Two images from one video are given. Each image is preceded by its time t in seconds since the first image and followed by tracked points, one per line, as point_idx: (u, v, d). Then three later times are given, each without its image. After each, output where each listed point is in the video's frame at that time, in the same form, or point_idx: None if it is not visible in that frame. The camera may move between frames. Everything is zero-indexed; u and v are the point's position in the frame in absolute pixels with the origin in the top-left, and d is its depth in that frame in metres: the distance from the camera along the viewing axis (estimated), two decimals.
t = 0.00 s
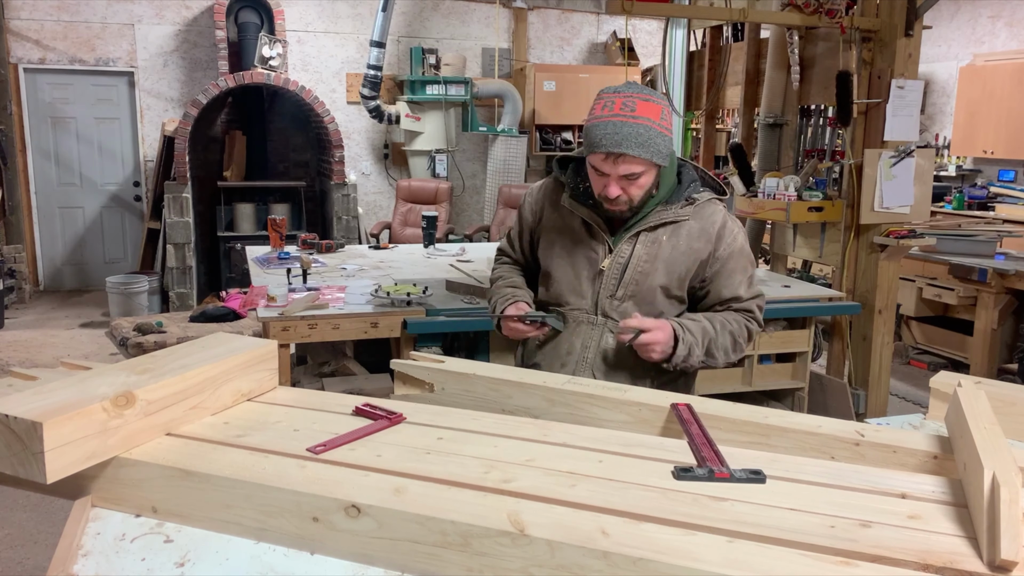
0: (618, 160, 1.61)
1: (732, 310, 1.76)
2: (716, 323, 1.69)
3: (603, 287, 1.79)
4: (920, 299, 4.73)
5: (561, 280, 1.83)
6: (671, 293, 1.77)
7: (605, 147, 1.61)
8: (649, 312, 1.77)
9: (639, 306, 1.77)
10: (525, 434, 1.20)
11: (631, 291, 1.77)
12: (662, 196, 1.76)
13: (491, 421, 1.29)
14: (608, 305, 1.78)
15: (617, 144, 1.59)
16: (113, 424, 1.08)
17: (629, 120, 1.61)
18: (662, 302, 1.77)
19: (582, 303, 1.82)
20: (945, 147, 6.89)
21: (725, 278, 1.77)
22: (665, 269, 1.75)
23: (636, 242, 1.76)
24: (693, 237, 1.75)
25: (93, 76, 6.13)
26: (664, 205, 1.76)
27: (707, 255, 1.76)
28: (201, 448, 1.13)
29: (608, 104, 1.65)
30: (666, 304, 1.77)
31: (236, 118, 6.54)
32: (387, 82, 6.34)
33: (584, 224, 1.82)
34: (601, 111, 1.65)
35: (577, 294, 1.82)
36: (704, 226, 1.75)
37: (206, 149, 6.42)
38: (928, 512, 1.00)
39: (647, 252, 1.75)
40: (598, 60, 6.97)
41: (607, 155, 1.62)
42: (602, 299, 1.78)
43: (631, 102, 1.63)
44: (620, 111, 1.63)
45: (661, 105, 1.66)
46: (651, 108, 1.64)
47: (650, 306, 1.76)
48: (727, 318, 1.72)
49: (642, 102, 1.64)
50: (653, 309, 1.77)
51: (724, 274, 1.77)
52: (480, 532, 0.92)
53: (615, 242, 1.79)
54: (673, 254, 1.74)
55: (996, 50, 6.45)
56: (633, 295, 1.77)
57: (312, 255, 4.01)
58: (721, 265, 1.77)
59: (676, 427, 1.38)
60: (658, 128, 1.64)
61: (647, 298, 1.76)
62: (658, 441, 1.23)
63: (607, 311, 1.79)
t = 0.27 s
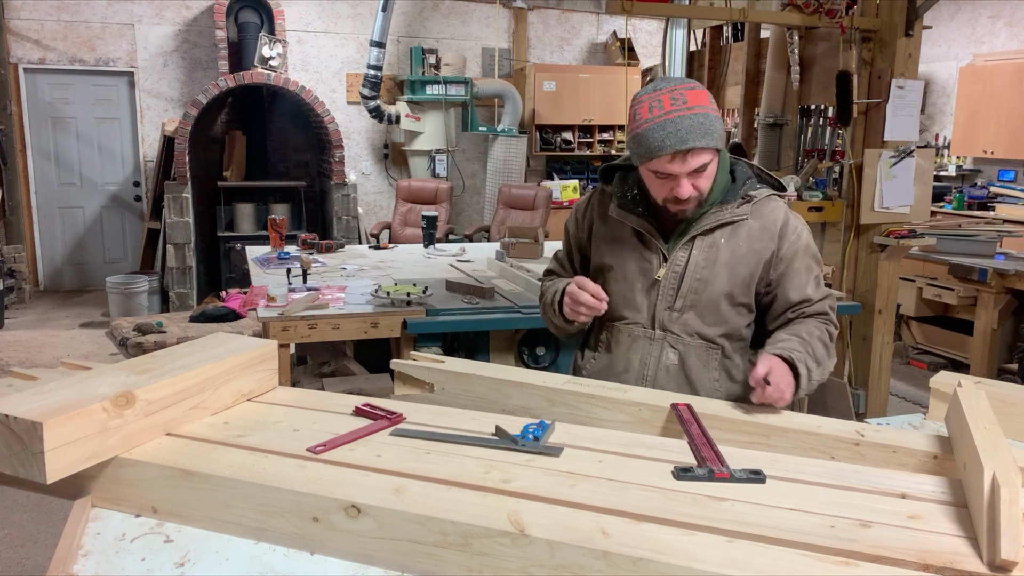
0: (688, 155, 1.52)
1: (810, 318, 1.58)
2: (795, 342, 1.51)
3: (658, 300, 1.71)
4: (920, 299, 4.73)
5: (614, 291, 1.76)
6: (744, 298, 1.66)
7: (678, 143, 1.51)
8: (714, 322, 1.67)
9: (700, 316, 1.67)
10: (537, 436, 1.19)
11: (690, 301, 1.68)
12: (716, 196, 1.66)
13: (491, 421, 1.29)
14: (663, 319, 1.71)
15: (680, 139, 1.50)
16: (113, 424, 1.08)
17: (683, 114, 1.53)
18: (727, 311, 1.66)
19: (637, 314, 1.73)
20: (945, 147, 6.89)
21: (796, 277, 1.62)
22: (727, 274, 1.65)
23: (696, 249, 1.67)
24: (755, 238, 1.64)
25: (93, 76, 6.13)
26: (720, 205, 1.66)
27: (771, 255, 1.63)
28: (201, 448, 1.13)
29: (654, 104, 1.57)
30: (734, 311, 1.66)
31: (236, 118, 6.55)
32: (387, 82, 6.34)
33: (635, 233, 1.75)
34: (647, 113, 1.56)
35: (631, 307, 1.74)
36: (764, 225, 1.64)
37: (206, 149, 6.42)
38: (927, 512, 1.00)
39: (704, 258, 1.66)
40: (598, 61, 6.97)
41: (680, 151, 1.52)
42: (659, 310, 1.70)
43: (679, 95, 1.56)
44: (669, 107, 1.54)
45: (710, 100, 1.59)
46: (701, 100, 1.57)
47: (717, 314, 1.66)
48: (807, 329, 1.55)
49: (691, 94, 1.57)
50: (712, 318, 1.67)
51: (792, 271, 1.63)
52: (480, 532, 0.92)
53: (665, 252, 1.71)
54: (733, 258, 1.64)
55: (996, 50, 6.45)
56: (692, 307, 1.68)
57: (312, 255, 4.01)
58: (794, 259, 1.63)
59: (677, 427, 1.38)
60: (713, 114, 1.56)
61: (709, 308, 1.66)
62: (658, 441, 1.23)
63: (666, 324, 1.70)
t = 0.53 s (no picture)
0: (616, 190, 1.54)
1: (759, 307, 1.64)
2: (739, 327, 1.59)
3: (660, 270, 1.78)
4: (920, 299, 4.73)
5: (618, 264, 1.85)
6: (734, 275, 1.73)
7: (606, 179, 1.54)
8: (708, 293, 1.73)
9: (695, 287, 1.74)
10: (543, 438, 1.19)
11: (686, 274, 1.76)
12: (715, 186, 1.80)
13: (491, 421, 1.29)
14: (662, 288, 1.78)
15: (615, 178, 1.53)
16: (113, 424, 1.08)
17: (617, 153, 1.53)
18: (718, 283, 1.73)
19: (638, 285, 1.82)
20: (944, 147, 6.89)
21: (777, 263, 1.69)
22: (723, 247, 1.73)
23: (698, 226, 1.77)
24: (745, 224, 1.74)
25: (93, 76, 6.13)
26: (716, 194, 1.78)
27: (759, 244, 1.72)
28: (200, 448, 1.13)
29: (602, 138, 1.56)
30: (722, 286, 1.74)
31: (236, 118, 6.55)
32: (387, 82, 6.34)
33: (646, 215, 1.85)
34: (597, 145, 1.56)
35: (633, 279, 1.82)
36: (755, 215, 1.75)
37: (206, 150, 6.42)
38: (927, 512, 1.00)
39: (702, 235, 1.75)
40: (598, 61, 6.97)
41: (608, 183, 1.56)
42: (659, 281, 1.78)
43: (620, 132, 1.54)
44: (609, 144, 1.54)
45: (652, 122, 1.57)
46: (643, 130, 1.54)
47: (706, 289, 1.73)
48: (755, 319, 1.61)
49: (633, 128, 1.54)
50: (704, 290, 1.74)
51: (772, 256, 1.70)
52: (480, 532, 0.92)
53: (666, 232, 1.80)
54: (726, 237, 1.73)
55: (996, 50, 6.45)
56: (691, 276, 1.75)
57: (312, 255, 4.01)
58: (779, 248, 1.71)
59: (676, 427, 1.38)
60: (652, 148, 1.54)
61: (705, 278, 1.74)
62: (658, 441, 1.23)
63: (664, 294, 1.78)
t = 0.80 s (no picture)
0: (588, 244, 1.49)
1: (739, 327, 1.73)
2: (721, 345, 1.68)
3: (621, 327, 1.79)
4: (920, 299, 4.73)
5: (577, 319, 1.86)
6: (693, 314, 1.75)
7: (577, 237, 1.48)
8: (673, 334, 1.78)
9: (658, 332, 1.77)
10: (543, 438, 1.19)
11: (645, 328, 1.77)
12: (655, 226, 1.64)
13: (491, 421, 1.29)
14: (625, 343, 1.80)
15: (588, 236, 1.47)
16: (113, 424, 1.08)
17: (587, 207, 1.44)
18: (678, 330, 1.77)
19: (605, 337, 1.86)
20: (945, 147, 6.89)
21: (741, 293, 1.69)
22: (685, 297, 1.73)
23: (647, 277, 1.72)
24: (694, 262, 1.68)
25: (93, 76, 6.13)
26: (661, 233, 1.66)
27: (712, 276, 1.69)
28: (200, 448, 1.13)
29: (563, 190, 1.46)
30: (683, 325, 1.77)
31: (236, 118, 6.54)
32: (387, 83, 6.34)
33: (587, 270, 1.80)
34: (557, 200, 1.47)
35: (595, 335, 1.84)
36: (705, 248, 1.67)
37: (206, 150, 6.42)
38: (928, 512, 1.00)
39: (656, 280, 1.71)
40: (598, 60, 6.97)
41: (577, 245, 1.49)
42: (618, 339, 1.80)
43: (584, 182, 1.44)
44: (576, 198, 1.45)
45: (619, 165, 1.47)
46: (609, 177, 1.45)
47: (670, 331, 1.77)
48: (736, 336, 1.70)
49: (598, 179, 1.44)
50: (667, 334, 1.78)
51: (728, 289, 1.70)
52: (480, 532, 0.92)
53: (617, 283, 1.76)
54: (679, 284, 1.70)
55: (996, 50, 6.45)
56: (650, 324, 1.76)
57: (312, 255, 4.01)
58: (734, 281, 1.68)
59: (677, 427, 1.38)
60: (623, 197, 1.47)
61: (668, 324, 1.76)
62: (657, 441, 1.23)
63: (626, 347, 1.80)
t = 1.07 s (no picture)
0: (581, 180, 1.55)
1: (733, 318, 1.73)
2: (714, 340, 1.68)
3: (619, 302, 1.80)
4: (920, 299, 4.73)
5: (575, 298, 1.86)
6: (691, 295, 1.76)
7: (567, 167, 1.54)
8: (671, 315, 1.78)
9: (656, 311, 1.77)
10: (543, 438, 1.19)
11: (643, 302, 1.78)
12: (652, 199, 1.72)
13: (491, 421, 1.29)
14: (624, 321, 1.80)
15: (580, 165, 1.53)
16: (113, 424, 1.08)
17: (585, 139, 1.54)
18: (676, 309, 1.77)
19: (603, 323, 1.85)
20: (945, 147, 6.89)
21: (735, 269, 1.72)
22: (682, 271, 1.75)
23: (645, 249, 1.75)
24: (691, 235, 1.73)
25: (93, 76, 6.13)
26: (659, 206, 1.73)
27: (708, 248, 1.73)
28: (200, 448, 1.13)
29: (566, 125, 1.58)
30: (681, 304, 1.77)
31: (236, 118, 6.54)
32: (387, 83, 6.34)
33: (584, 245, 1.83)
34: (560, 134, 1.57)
35: (591, 314, 1.84)
36: (701, 220, 1.72)
37: (206, 150, 6.42)
38: (928, 512, 1.00)
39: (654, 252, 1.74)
40: (598, 60, 6.97)
41: (569, 177, 1.56)
42: (616, 315, 1.80)
43: (585, 119, 1.56)
44: (576, 131, 1.55)
45: (621, 113, 1.57)
46: (610, 120, 1.55)
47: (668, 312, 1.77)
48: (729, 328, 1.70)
49: (599, 117, 1.55)
50: (664, 315, 1.77)
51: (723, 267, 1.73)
52: (480, 532, 0.92)
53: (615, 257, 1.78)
54: (676, 256, 1.73)
55: (996, 50, 6.45)
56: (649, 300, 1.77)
57: (312, 255, 4.01)
58: (728, 256, 1.72)
59: (677, 427, 1.38)
60: (621, 140, 1.55)
61: (667, 303, 1.77)
62: (657, 442, 1.23)
63: (624, 326, 1.80)
